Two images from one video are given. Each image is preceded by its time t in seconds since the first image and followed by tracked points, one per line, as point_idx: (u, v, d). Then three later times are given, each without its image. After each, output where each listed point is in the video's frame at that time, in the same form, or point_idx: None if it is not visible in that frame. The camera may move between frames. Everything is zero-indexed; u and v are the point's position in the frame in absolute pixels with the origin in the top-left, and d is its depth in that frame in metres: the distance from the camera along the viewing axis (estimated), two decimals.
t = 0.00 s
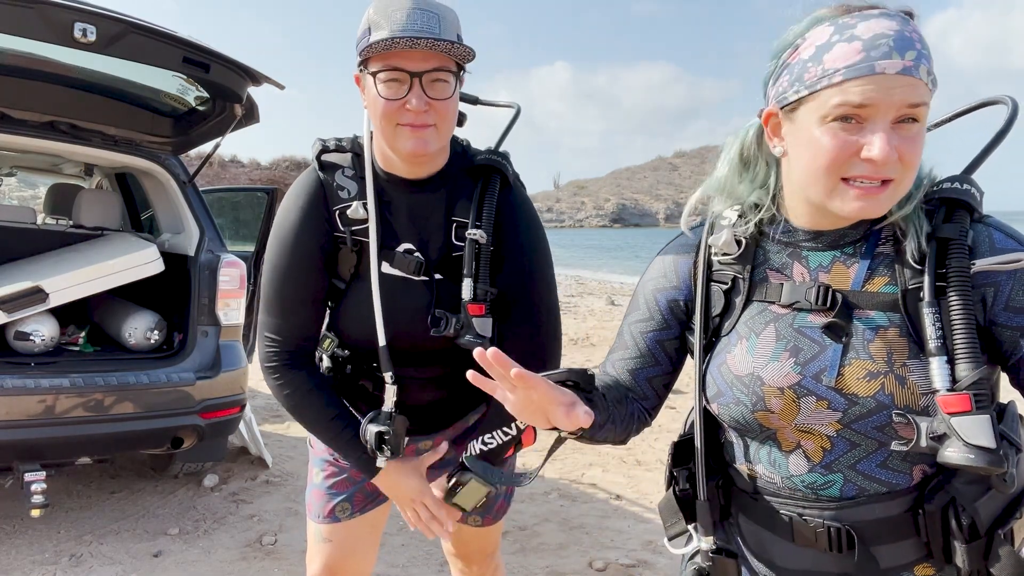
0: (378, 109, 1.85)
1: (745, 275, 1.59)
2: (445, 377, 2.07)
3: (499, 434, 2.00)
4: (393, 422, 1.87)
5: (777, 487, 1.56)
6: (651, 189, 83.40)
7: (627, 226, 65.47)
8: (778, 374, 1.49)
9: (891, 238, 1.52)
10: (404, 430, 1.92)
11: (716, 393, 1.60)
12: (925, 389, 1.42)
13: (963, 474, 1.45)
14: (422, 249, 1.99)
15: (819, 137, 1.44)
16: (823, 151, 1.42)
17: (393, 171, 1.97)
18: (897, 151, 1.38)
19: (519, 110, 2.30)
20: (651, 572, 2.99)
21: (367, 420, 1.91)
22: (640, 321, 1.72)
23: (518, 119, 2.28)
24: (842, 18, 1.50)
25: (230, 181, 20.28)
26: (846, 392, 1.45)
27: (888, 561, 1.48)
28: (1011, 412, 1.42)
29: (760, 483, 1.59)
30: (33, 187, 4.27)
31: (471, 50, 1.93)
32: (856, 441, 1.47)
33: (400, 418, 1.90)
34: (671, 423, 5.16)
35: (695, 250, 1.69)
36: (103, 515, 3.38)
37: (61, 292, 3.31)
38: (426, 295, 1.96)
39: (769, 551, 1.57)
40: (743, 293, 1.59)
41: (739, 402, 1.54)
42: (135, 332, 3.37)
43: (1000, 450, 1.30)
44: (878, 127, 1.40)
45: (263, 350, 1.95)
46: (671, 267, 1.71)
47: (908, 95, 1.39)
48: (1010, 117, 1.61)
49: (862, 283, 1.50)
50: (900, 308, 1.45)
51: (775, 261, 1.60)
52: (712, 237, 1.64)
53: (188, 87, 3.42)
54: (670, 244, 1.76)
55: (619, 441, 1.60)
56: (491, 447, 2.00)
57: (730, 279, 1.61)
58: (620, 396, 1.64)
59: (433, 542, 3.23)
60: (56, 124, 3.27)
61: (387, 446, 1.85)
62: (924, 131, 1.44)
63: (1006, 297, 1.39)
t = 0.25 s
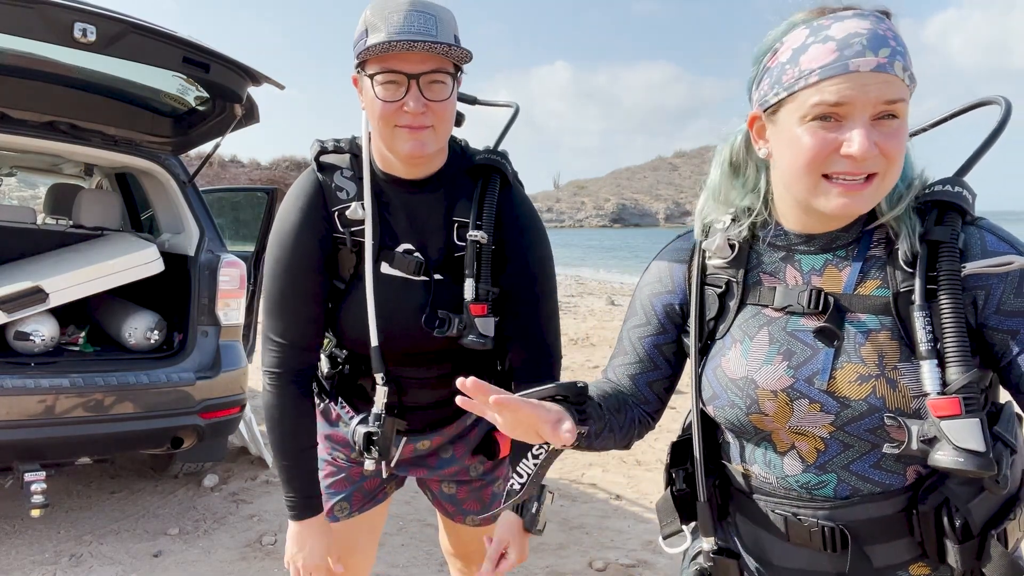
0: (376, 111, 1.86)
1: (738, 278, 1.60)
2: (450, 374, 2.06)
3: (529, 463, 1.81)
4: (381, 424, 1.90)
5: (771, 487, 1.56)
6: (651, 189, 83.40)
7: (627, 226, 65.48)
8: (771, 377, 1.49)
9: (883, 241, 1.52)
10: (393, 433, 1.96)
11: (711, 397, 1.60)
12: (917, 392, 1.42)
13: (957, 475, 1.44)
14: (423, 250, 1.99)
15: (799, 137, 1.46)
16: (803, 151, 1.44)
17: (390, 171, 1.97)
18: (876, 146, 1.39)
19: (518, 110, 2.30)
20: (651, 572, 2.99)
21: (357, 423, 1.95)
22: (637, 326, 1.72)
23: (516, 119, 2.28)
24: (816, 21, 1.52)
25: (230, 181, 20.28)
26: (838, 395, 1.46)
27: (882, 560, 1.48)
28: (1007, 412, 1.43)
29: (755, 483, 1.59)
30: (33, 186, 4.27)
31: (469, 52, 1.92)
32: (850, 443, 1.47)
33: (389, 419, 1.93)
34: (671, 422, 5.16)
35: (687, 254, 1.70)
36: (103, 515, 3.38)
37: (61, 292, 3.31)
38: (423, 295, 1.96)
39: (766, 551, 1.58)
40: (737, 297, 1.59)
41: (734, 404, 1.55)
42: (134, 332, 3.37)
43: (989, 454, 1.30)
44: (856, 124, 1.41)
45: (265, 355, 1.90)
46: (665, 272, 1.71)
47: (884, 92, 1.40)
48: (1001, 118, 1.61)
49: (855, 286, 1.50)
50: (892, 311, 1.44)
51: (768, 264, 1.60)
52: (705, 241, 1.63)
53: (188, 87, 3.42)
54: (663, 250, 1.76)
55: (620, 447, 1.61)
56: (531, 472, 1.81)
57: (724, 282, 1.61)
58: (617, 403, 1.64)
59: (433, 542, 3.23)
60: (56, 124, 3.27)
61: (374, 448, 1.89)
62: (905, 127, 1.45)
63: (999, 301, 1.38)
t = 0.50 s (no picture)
0: (375, 110, 1.86)
1: (742, 273, 1.59)
2: (450, 372, 2.07)
3: (542, 468, 1.77)
4: (380, 423, 1.91)
5: (768, 478, 1.56)
6: (651, 189, 83.40)
7: (627, 226, 65.47)
8: (771, 370, 1.49)
9: (887, 238, 1.51)
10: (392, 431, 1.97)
11: (711, 389, 1.60)
12: (915, 388, 1.42)
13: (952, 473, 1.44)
14: (422, 248, 1.99)
15: (769, 133, 1.49)
16: (773, 146, 1.47)
17: (390, 171, 1.97)
18: (839, 133, 1.40)
19: (515, 110, 2.30)
20: (651, 572, 2.99)
21: (356, 421, 1.94)
22: (642, 321, 1.73)
23: (515, 119, 2.28)
24: (782, 19, 1.55)
25: (230, 181, 20.29)
26: (836, 389, 1.46)
27: (873, 555, 1.48)
28: (1006, 415, 1.44)
29: (753, 474, 1.59)
30: (33, 187, 4.26)
31: (468, 50, 1.92)
32: (847, 437, 1.47)
33: (388, 417, 1.93)
34: (671, 423, 5.16)
35: (692, 248, 1.70)
36: (103, 515, 3.38)
37: (61, 291, 3.31)
38: (423, 292, 1.96)
39: (760, 543, 1.58)
40: (740, 290, 1.59)
41: (733, 397, 1.55)
42: (135, 332, 3.37)
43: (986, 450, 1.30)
44: (818, 114, 1.43)
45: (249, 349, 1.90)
46: (669, 266, 1.71)
47: (843, 79, 1.41)
48: (1012, 118, 1.62)
49: (857, 282, 1.49)
50: (893, 308, 1.44)
51: (772, 260, 1.60)
52: (710, 235, 1.65)
53: (188, 87, 3.42)
54: (670, 242, 1.75)
55: (631, 442, 1.62)
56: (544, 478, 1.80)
57: (727, 276, 1.61)
58: (625, 400, 1.65)
59: (433, 542, 3.23)
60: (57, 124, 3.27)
61: (374, 447, 1.89)
62: (878, 110, 1.44)
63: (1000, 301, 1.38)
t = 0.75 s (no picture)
0: (375, 109, 1.85)
1: (745, 269, 1.60)
2: (448, 373, 2.07)
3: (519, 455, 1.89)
4: (386, 420, 1.89)
5: (767, 472, 1.56)
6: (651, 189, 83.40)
7: (627, 226, 65.47)
8: (771, 365, 1.50)
9: (891, 237, 1.51)
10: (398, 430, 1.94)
11: (712, 381, 1.61)
12: (912, 385, 1.41)
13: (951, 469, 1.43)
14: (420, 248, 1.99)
15: (785, 131, 1.48)
16: (788, 145, 1.47)
17: (390, 170, 1.97)
18: (856, 136, 1.40)
19: (515, 109, 2.30)
20: (651, 572, 2.99)
21: (362, 419, 1.92)
22: (648, 317, 1.73)
23: (514, 118, 2.28)
24: (804, 19, 1.54)
25: (230, 181, 20.28)
26: (834, 385, 1.45)
27: (869, 550, 1.48)
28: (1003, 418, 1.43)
29: (751, 468, 1.59)
30: (33, 187, 4.26)
31: (467, 48, 1.92)
32: (844, 432, 1.47)
33: (394, 416, 1.91)
34: (671, 423, 5.16)
35: (698, 244, 1.70)
36: (103, 515, 3.38)
37: (61, 291, 3.31)
38: (422, 293, 1.96)
39: (757, 536, 1.58)
40: (744, 286, 1.60)
41: (734, 390, 1.55)
42: (135, 332, 3.37)
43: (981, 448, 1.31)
44: (836, 116, 1.43)
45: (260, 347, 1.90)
46: (675, 262, 1.71)
47: (864, 83, 1.41)
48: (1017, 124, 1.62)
49: (859, 279, 1.49)
50: (892, 305, 1.44)
51: (775, 256, 1.60)
52: (716, 231, 1.65)
53: (188, 87, 3.42)
54: (679, 236, 1.76)
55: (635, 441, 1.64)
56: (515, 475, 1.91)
57: (731, 273, 1.62)
58: (628, 397, 1.65)
59: (433, 542, 3.23)
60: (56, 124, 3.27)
61: (380, 444, 1.87)
62: (895, 115, 1.44)
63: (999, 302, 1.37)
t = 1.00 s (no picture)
0: (407, 112, 1.82)
1: (744, 273, 1.59)
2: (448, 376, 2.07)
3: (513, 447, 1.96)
4: (392, 423, 1.89)
5: (772, 476, 1.56)
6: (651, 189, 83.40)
7: (626, 226, 65.47)
8: (774, 369, 1.49)
9: (888, 236, 1.50)
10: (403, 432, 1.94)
11: (715, 387, 1.60)
12: (917, 385, 1.42)
13: (954, 468, 1.44)
14: (421, 250, 1.99)
15: (794, 125, 1.48)
16: (797, 138, 1.46)
17: (403, 173, 1.95)
18: (867, 134, 1.40)
19: (515, 109, 2.30)
20: (651, 572, 2.99)
21: (367, 422, 1.93)
22: (643, 319, 1.73)
23: (513, 119, 2.28)
24: (821, 15, 1.54)
25: (230, 181, 20.30)
26: (839, 387, 1.45)
27: (877, 551, 1.48)
28: (1005, 411, 1.44)
29: (755, 473, 1.59)
30: (33, 187, 4.26)
31: (495, 46, 1.92)
32: (850, 434, 1.47)
33: (400, 419, 1.91)
34: (671, 423, 5.16)
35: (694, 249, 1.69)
36: (103, 515, 3.38)
37: (61, 291, 3.31)
38: (424, 296, 1.96)
39: (763, 540, 1.58)
40: (743, 290, 1.59)
41: (737, 395, 1.55)
42: (134, 332, 3.36)
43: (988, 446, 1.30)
44: (849, 113, 1.43)
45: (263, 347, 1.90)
46: (671, 267, 1.71)
47: (877, 83, 1.42)
48: (1007, 123, 1.62)
49: (859, 280, 1.49)
50: (894, 306, 1.45)
51: (774, 259, 1.60)
52: (713, 237, 1.65)
53: (188, 87, 3.42)
54: (674, 242, 1.75)
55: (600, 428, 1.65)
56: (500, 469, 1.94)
57: (730, 277, 1.61)
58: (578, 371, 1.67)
59: (433, 542, 3.22)
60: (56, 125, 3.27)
61: (386, 448, 1.87)
62: (901, 118, 1.45)
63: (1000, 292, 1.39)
